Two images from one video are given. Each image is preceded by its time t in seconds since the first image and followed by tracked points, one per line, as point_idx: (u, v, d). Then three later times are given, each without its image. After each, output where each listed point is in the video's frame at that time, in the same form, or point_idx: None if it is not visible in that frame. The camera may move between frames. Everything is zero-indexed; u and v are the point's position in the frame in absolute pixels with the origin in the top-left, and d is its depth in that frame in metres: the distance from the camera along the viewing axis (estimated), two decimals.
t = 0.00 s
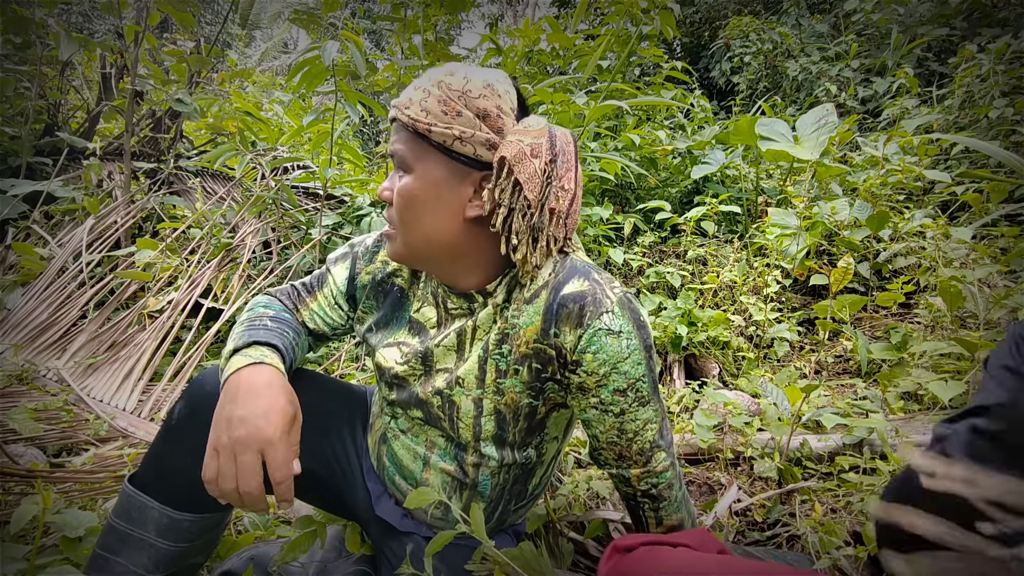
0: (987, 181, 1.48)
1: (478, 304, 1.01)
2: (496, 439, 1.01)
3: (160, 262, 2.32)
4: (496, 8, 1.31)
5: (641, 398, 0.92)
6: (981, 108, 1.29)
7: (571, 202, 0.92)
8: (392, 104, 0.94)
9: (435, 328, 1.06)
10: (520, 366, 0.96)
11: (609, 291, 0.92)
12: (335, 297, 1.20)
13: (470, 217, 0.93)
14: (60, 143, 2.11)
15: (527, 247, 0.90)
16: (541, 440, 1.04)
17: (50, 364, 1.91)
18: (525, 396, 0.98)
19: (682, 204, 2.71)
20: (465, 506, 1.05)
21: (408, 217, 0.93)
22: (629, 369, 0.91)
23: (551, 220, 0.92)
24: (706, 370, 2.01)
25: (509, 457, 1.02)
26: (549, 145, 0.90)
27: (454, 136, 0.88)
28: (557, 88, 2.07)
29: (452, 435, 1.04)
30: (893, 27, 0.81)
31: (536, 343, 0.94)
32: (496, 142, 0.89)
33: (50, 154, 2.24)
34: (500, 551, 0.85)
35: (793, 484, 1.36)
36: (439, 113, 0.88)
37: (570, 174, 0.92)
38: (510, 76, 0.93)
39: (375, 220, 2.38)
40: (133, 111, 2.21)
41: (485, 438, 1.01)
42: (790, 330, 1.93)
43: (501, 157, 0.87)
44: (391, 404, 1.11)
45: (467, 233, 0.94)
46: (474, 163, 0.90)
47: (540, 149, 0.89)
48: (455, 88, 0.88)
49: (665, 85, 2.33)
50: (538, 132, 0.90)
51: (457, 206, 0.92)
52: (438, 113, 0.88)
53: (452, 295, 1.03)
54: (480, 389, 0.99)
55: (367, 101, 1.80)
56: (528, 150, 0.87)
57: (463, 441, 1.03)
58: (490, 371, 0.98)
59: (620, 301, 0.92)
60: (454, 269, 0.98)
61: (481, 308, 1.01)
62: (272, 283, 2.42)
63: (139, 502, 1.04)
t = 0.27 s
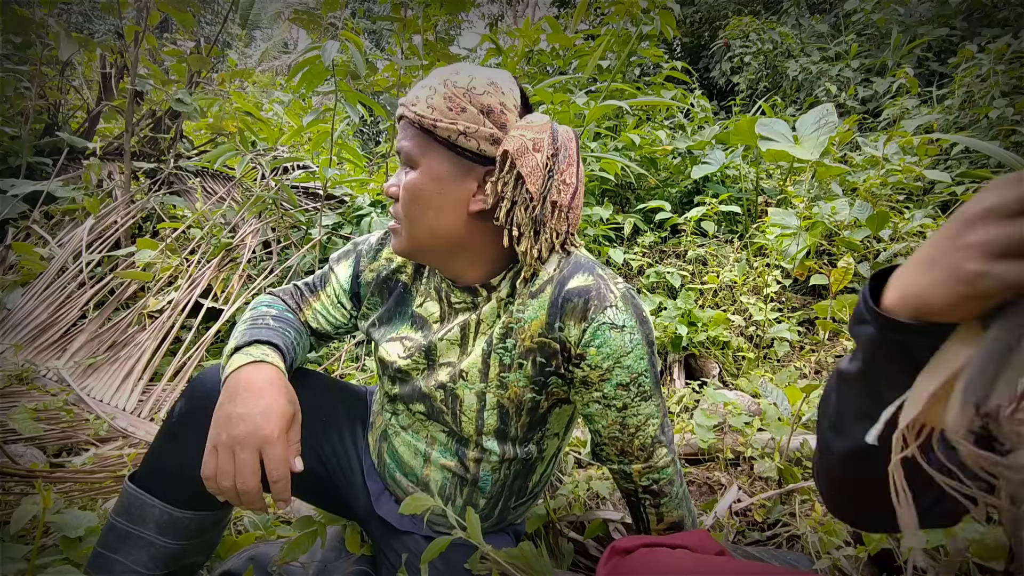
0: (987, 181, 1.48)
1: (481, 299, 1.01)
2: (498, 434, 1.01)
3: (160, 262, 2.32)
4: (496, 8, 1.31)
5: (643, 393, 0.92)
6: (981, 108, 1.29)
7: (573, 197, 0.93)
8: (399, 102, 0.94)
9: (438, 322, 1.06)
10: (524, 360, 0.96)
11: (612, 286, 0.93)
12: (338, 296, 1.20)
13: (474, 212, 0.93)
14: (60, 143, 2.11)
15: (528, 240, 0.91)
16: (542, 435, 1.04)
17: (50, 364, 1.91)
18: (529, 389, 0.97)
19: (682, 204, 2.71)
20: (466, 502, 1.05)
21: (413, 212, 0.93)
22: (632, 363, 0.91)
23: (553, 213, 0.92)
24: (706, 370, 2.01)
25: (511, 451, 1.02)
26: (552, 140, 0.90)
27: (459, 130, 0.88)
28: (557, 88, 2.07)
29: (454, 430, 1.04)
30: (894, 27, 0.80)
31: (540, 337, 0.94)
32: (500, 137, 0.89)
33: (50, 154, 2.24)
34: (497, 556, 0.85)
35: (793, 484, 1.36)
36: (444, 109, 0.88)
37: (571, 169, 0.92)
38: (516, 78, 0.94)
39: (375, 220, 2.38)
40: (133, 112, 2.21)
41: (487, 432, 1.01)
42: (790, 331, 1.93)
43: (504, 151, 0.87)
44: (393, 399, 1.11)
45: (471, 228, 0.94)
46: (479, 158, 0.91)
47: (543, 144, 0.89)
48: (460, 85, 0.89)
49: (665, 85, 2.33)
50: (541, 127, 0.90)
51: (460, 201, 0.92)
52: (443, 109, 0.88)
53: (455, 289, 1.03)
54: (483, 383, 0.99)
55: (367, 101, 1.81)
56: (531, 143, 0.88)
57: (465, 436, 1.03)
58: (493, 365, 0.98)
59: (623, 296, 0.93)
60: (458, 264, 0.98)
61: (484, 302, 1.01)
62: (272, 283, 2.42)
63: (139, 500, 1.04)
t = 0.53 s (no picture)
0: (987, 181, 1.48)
1: (483, 294, 1.01)
2: (499, 430, 1.01)
3: (160, 263, 2.32)
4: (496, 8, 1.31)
5: (644, 389, 0.92)
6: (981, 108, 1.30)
7: (573, 194, 0.93)
8: (403, 100, 0.94)
9: (439, 318, 1.06)
10: (526, 356, 0.96)
11: (614, 283, 0.93)
12: (338, 294, 1.20)
13: (474, 209, 0.93)
14: (60, 143, 2.11)
15: (529, 237, 0.91)
16: (543, 432, 1.04)
17: (50, 364, 1.91)
18: (530, 385, 0.97)
19: (682, 204, 2.71)
20: (466, 498, 1.05)
21: (414, 210, 0.93)
22: (633, 360, 0.91)
23: (553, 211, 0.92)
24: (706, 370, 2.01)
25: (511, 447, 1.02)
26: (552, 138, 0.90)
27: (461, 129, 0.88)
28: (557, 88, 2.07)
29: (455, 426, 1.04)
30: (893, 27, 0.80)
31: (543, 333, 0.94)
32: (501, 136, 0.89)
33: (50, 154, 2.24)
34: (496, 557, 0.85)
35: (793, 483, 1.36)
36: (446, 108, 0.88)
37: (572, 167, 0.92)
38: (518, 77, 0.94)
39: (375, 220, 2.38)
40: (133, 112, 2.21)
41: (487, 427, 1.01)
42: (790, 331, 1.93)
43: (505, 149, 0.88)
44: (393, 394, 1.11)
45: (471, 225, 0.94)
46: (480, 157, 0.91)
47: (543, 142, 0.89)
48: (462, 84, 0.89)
49: (665, 85, 2.33)
50: (542, 125, 0.90)
51: (461, 199, 0.92)
52: (444, 108, 0.88)
53: (457, 284, 1.03)
54: (485, 378, 0.99)
55: (368, 101, 1.81)
56: (531, 142, 0.88)
57: (465, 432, 1.03)
58: (495, 361, 0.98)
59: (625, 294, 0.93)
60: (459, 261, 0.99)
61: (487, 298, 1.01)
62: (272, 284, 2.42)
63: (139, 497, 1.04)
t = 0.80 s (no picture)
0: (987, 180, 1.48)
1: (484, 293, 1.01)
2: (500, 428, 1.01)
3: (160, 263, 2.32)
4: (496, 8, 1.31)
5: (645, 387, 0.92)
6: (980, 108, 1.30)
7: (572, 193, 0.93)
8: (404, 100, 0.94)
9: (441, 317, 1.06)
10: (527, 354, 0.96)
11: (615, 281, 0.93)
12: (340, 294, 1.20)
13: (475, 209, 0.93)
14: (61, 143, 2.11)
15: (529, 236, 0.92)
16: (544, 430, 1.04)
17: (50, 364, 1.91)
18: (532, 383, 0.97)
19: (682, 204, 2.71)
20: (467, 497, 1.05)
21: (415, 209, 0.93)
22: (634, 358, 0.91)
23: (553, 209, 0.92)
24: (706, 370, 2.01)
25: (512, 446, 1.02)
26: (551, 137, 0.91)
27: (460, 129, 0.88)
28: (557, 88, 2.07)
29: (456, 424, 1.04)
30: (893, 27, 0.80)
31: (544, 331, 0.94)
32: (500, 135, 0.89)
33: (50, 154, 2.24)
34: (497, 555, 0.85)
35: (793, 484, 1.36)
36: (446, 109, 0.88)
37: (571, 166, 0.92)
38: (517, 78, 0.94)
39: (375, 220, 2.38)
40: (133, 112, 2.21)
41: (489, 425, 1.01)
42: (790, 331, 1.93)
43: (505, 149, 0.88)
44: (395, 393, 1.11)
45: (472, 225, 0.94)
46: (479, 157, 0.91)
47: (542, 141, 0.89)
48: (462, 85, 0.89)
49: (665, 85, 2.34)
50: (541, 125, 0.90)
51: (461, 199, 0.92)
52: (444, 108, 0.88)
53: (459, 283, 1.03)
54: (486, 376, 0.99)
55: (368, 101, 1.81)
56: (530, 141, 0.88)
57: (466, 430, 1.03)
58: (496, 359, 0.98)
59: (626, 292, 0.93)
60: (461, 260, 0.99)
61: (488, 296, 1.01)
62: (272, 283, 2.42)
63: (139, 496, 1.04)
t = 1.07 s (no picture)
0: (987, 180, 1.48)
1: (484, 293, 1.01)
2: (499, 428, 1.01)
3: (160, 263, 2.32)
4: (496, 8, 1.31)
5: (643, 388, 0.92)
6: (981, 108, 1.30)
7: (566, 190, 0.92)
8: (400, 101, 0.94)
9: (442, 318, 1.06)
10: (526, 354, 0.96)
11: (613, 282, 0.93)
12: (341, 295, 1.20)
13: (470, 207, 0.93)
14: (60, 143, 2.11)
15: (520, 233, 0.91)
16: (543, 431, 1.04)
17: (50, 364, 1.91)
18: (530, 383, 0.97)
19: (682, 204, 2.71)
20: (467, 497, 1.05)
21: (413, 209, 0.94)
22: (632, 359, 0.91)
23: (545, 207, 0.91)
24: (706, 370, 2.01)
25: (511, 446, 1.02)
26: (544, 134, 0.90)
27: (454, 128, 0.88)
28: (557, 88, 2.07)
29: (456, 425, 1.04)
30: (894, 26, 0.81)
31: (542, 331, 0.94)
32: (493, 134, 0.89)
33: (50, 154, 2.24)
34: (496, 555, 0.85)
35: (793, 484, 1.36)
36: (440, 108, 0.88)
37: (564, 163, 0.91)
38: (511, 74, 0.93)
39: (375, 220, 2.38)
40: (133, 112, 2.21)
41: (488, 426, 1.01)
42: (790, 330, 1.93)
43: (495, 146, 0.87)
44: (395, 393, 1.11)
45: (469, 224, 0.94)
46: (474, 155, 0.90)
47: (534, 139, 0.88)
48: (454, 84, 0.88)
49: (665, 86, 2.33)
50: (533, 123, 0.89)
51: (457, 197, 0.92)
52: (437, 108, 0.88)
53: (459, 284, 1.04)
54: (485, 376, 0.99)
55: (367, 101, 1.81)
56: (522, 139, 0.87)
57: (466, 430, 1.03)
58: (496, 359, 0.98)
59: (624, 293, 0.92)
60: (458, 259, 0.99)
61: (488, 297, 1.01)
62: (272, 283, 2.42)
63: (139, 496, 1.04)
